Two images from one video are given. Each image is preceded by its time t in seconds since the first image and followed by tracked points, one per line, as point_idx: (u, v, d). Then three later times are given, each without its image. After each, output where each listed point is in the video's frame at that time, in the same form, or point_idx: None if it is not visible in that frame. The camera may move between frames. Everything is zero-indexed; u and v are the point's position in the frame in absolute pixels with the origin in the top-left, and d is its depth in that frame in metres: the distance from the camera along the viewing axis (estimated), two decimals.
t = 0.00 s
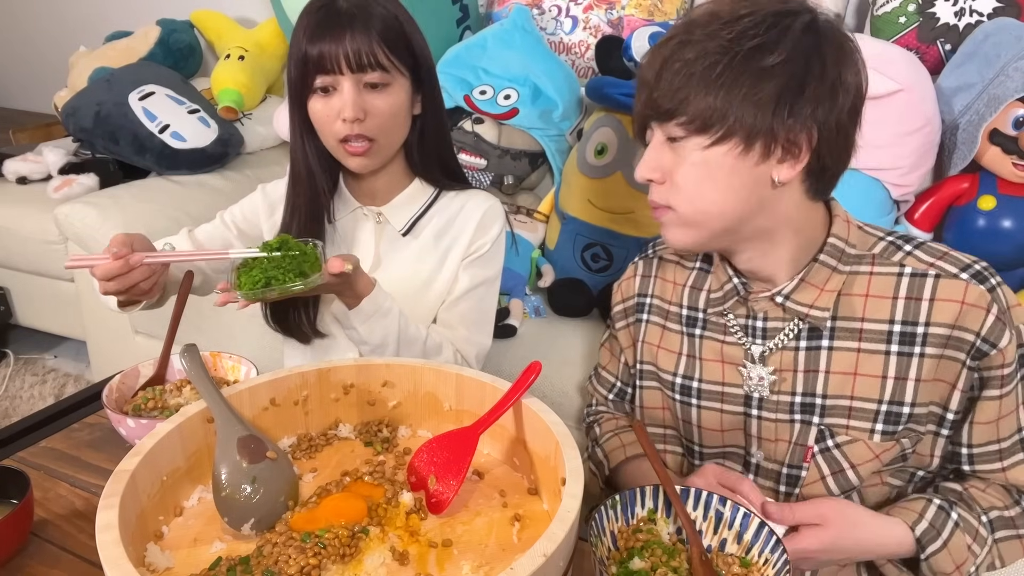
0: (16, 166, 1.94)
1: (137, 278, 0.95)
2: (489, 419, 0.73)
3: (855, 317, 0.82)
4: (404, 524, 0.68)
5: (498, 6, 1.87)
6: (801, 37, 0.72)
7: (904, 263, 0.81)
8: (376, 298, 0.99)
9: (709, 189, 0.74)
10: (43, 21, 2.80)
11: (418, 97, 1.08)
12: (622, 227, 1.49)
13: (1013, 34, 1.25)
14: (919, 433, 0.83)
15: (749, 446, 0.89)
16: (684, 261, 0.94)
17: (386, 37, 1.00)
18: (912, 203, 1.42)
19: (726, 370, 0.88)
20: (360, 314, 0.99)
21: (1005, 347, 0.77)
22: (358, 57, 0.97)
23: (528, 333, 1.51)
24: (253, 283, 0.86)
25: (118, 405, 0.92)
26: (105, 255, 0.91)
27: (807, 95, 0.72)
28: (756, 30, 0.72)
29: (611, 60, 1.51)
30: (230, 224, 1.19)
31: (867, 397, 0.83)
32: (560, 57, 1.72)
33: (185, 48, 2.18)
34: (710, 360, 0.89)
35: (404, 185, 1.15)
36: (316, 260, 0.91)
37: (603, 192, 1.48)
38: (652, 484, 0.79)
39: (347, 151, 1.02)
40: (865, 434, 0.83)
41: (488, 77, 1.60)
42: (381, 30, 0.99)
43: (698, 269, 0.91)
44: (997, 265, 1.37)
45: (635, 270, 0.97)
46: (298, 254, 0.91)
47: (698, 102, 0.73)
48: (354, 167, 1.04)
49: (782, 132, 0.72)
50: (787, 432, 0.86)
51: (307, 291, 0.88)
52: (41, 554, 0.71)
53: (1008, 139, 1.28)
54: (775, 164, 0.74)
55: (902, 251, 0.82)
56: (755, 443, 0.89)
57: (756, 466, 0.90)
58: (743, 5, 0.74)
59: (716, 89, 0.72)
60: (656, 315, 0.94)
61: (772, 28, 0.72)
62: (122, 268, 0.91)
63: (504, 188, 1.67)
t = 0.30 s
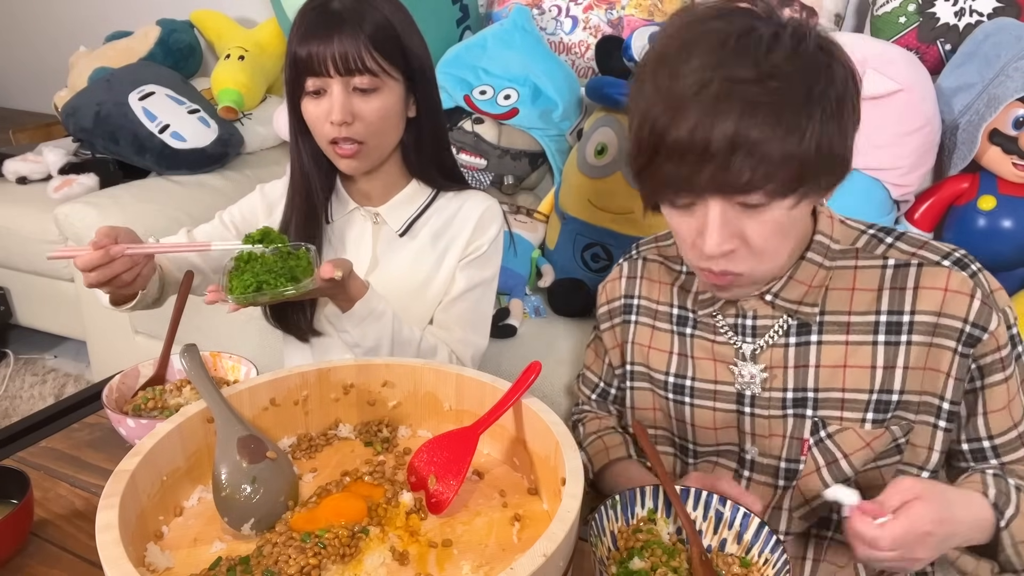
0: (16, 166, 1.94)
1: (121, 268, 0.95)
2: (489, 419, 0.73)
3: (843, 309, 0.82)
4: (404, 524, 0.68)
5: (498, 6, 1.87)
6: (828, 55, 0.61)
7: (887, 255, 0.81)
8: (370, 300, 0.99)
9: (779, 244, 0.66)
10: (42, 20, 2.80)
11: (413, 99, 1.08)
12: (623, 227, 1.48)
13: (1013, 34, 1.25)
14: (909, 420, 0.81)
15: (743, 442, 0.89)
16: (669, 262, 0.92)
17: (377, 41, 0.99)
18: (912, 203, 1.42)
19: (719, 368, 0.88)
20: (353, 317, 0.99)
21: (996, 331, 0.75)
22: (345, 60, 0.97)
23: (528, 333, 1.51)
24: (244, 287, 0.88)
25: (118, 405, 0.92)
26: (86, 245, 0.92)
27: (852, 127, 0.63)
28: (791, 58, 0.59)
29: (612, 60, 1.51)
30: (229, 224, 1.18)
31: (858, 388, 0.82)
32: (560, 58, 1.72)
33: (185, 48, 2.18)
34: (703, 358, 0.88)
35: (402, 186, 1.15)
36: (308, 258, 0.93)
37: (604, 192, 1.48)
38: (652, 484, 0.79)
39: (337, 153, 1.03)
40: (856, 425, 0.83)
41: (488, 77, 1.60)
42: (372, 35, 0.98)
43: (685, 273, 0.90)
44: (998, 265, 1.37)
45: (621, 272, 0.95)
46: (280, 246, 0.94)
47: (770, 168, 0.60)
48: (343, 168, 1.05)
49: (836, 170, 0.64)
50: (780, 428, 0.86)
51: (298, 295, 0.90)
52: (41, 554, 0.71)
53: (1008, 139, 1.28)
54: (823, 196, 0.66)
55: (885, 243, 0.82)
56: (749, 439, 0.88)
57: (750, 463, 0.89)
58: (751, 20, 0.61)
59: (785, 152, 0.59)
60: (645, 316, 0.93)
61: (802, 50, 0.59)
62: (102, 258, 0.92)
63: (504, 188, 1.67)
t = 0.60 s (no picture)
0: (16, 166, 1.94)
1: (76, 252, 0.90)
2: (489, 419, 0.73)
3: (844, 335, 0.80)
4: (404, 524, 0.68)
5: (498, 6, 1.87)
6: (881, 65, 0.58)
7: (890, 277, 0.79)
8: (384, 302, 0.99)
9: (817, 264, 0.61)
10: (42, 21, 2.80)
11: (405, 102, 1.07)
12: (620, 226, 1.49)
13: (1013, 34, 1.25)
14: (907, 441, 0.81)
15: (737, 460, 0.87)
16: (657, 268, 0.89)
17: (365, 44, 0.98)
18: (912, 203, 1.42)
19: (712, 388, 0.86)
20: (367, 317, 0.99)
21: (1002, 359, 0.73)
22: (331, 62, 0.97)
23: (528, 333, 1.51)
24: (264, 286, 0.89)
25: (118, 405, 0.92)
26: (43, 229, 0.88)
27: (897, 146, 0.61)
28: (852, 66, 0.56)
29: (612, 60, 1.51)
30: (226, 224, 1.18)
31: (857, 413, 0.82)
32: (560, 58, 1.72)
33: (185, 48, 2.18)
34: (696, 376, 0.87)
35: (397, 187, 1.14)
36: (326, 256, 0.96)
37: (604, 192, 1.48)
38: (651, 484, 0.79)
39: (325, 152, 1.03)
40: (854, 451, 0.83)
41: (488, 77, 1.60)
42: (360, 38, 0.98)
43: (676, 282, 0.87)
44: (998, 264, 1.37)
45: (606, 276, 0.91)
46: (237, 232, 0.98)
47: (835, 185, 0.56)
48: (332, 167, 1.05)
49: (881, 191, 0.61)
50: (775, 449, 0.85)
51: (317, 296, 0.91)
52: (41, 554, 0.71)
53: (1008, 139, 1.28)
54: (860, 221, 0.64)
55: (887, 263, 0.80)
56: (743, 457, 0.87)
57: (744, 479, 0.88)
58: (802, 25, 0.57)
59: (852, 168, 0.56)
60: (636, 326, 0.90)
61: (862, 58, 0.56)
62: (59, 240, 0.88)
63: (504, 188, 1.67)
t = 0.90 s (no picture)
0: (16, 167, 1.94)
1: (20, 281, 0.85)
2: (489, 419, 0.73)
3: (854, 377, 0.77)
4: (404, 524, 0.68)
5: (498, 6, 1.87)
6: (914, 105, 0.54)
7: (908, 318, 0.75)
8: (426, 296, 1.01)
9: (826, 322, 0.58)
10: (43, 21, 2.80)
11: (398, 104, 1.07)
12: (622, 226, 1.48)
13: (1013, 34, 1.25)
14: (915, 490, 0.79)
15: (737, 482, 0.87)
16: (663, 279, 0.88)
17: (355, 48, 0.98)
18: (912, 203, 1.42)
19: (715, 412, 0.86)
20: (410, 310, 0.99)
21: (1018, 418, 0.69)
22: (321, 66, 0.97)
23: (528, 333, 1.51)
24: (341, 274, 0.89)
25: (118, 405, 0.92)
26: None
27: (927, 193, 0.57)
28: (879, 106, 0.52)
29: (612, 60, 1.51)
30: (220, 232, 1.20)
31: (863, 454, 0.79)
32: (560, 57, 1.72)
33: (185, 48, 2.18)
34: (698, 399, 0.87)
35: (393, 189, 1.15)
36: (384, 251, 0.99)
37: (604, 192, 1.47)
38: (650, 485, 0.79)
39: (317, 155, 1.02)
40: (855, 493, 0.81)
41: (488, 77, 1.60)
42: (350, 42, 0.98)
43: (682, 298, 0.87)
44: (998, 265, 1.37)
45: (612, 281, 0.90)
46: (181, 285, 0.87)
47: (845, 237, 0.53)
48: (324, 170, 1.04)
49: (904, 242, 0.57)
50: (775, 479, 0.84)
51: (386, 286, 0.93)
52: (41, 554, 0.71)
53: (1007, 139, 1.28)
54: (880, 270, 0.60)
55: (907, 302, 0.75)
56: (743, 481, 0.87)
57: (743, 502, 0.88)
58: (829, 57, 0.54)
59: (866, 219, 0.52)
60: (640, 337, 0.90)
61: (891, 99, 0.53)
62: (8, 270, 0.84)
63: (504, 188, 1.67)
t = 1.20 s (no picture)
0: (16, 167, 1.94)
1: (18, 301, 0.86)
2: (489, 419, 0.73)
3: (854, 396, 0.76)
4: (404, 524, 0.68)
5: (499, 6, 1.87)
6: (913, 132, 0.52)
7: (911, 335, 0.72)
8: (422, 302, 1.00)
9: (811, 346, 0.58)
10: (43, 21, 2.80)
11: (395, 106, 1.08)
12: (624, 227, 1.49)
13: (1013, 34, 1.25)
14: (899, 507, 0.75)
15: (736, 491, 0.86)
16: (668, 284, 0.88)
17: (352, 51, 0.98)
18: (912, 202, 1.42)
19: (714, 421, 0.85)
20: (405, 316, 0.99)
21: (1009, 424, 0.64)
22: (318, 69, 0.97)
23: (528, 333, 1.51)
24: (332, 286, 0.90)
25: (118, 405, 0.92)
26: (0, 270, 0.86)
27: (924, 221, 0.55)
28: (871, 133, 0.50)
29: (612, 60, 1.51)
30: (216, 234, 1.20)
31: (858, 466, 0.77)
32: (560, 58, 1.72)
33: (185, 48, 2.18)
34: (698, 407, 0.86)
35: (389, 190, 1.15)
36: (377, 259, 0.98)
37: (604, 192, 1.47)
38: (650, 485, 0.79)
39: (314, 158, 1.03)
40: (841, 504, 0.79)
41: (488, 78, 1.60)
42: (347, 45, 0.97)
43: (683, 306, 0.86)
44: (998, 265, 1.37)
45: (619, 281, 0.91)
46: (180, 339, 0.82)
47: (826, 267, 0.52)
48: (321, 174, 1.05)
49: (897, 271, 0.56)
50: (774, 489, 0.83)
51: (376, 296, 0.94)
52: (41, 554, 0.71)
53: (1008, 138, 1.28)
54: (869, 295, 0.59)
55: (913, 319, 0.72)
56: (742, 490, 0.86)
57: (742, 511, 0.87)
58: (828, 76, 0.52)
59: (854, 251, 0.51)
60: (643, 340, 0.90)
61: (886, 126, 0.51)
62: (9, 287, 0.85)
63: (504, 188, 1.66)
